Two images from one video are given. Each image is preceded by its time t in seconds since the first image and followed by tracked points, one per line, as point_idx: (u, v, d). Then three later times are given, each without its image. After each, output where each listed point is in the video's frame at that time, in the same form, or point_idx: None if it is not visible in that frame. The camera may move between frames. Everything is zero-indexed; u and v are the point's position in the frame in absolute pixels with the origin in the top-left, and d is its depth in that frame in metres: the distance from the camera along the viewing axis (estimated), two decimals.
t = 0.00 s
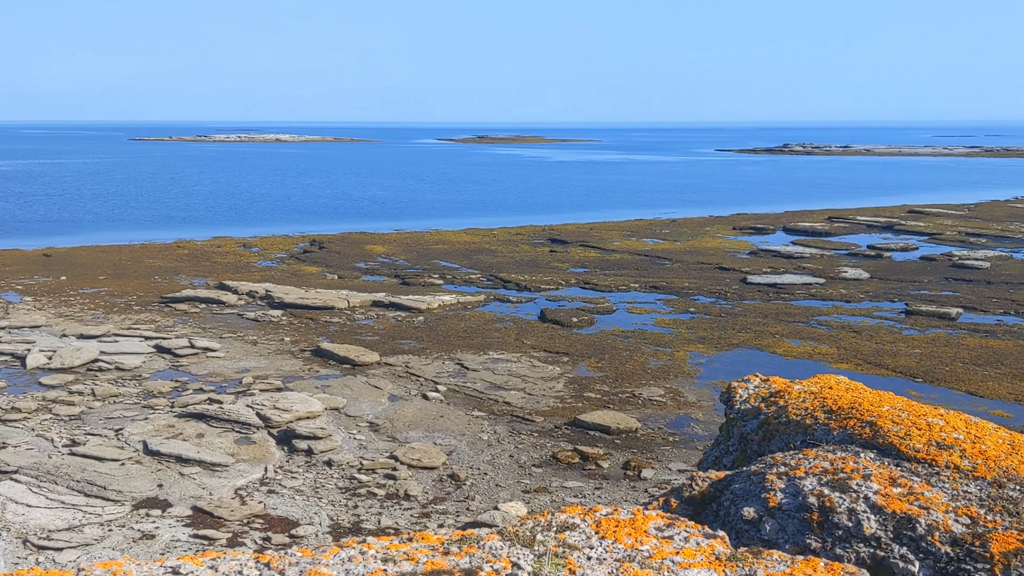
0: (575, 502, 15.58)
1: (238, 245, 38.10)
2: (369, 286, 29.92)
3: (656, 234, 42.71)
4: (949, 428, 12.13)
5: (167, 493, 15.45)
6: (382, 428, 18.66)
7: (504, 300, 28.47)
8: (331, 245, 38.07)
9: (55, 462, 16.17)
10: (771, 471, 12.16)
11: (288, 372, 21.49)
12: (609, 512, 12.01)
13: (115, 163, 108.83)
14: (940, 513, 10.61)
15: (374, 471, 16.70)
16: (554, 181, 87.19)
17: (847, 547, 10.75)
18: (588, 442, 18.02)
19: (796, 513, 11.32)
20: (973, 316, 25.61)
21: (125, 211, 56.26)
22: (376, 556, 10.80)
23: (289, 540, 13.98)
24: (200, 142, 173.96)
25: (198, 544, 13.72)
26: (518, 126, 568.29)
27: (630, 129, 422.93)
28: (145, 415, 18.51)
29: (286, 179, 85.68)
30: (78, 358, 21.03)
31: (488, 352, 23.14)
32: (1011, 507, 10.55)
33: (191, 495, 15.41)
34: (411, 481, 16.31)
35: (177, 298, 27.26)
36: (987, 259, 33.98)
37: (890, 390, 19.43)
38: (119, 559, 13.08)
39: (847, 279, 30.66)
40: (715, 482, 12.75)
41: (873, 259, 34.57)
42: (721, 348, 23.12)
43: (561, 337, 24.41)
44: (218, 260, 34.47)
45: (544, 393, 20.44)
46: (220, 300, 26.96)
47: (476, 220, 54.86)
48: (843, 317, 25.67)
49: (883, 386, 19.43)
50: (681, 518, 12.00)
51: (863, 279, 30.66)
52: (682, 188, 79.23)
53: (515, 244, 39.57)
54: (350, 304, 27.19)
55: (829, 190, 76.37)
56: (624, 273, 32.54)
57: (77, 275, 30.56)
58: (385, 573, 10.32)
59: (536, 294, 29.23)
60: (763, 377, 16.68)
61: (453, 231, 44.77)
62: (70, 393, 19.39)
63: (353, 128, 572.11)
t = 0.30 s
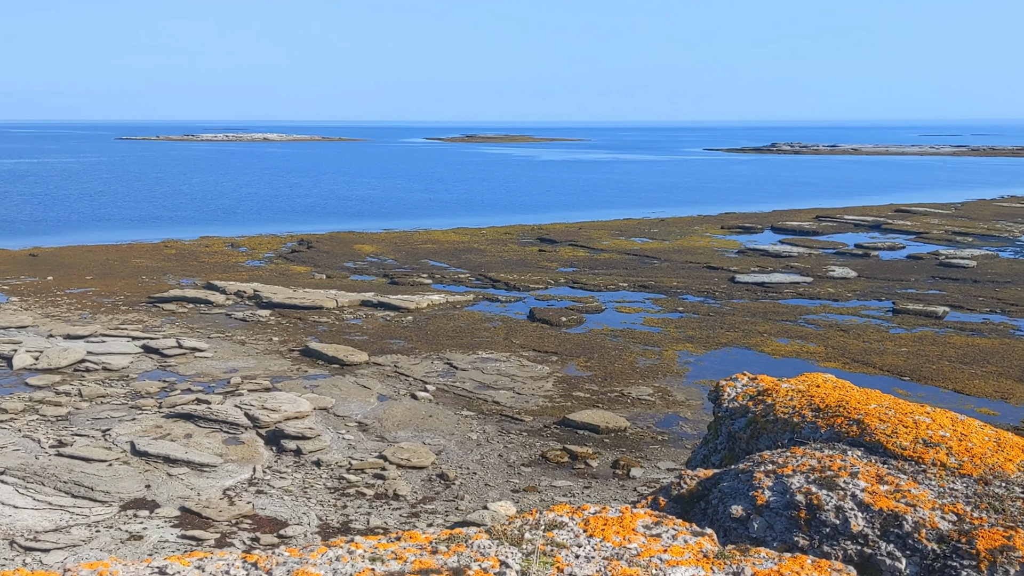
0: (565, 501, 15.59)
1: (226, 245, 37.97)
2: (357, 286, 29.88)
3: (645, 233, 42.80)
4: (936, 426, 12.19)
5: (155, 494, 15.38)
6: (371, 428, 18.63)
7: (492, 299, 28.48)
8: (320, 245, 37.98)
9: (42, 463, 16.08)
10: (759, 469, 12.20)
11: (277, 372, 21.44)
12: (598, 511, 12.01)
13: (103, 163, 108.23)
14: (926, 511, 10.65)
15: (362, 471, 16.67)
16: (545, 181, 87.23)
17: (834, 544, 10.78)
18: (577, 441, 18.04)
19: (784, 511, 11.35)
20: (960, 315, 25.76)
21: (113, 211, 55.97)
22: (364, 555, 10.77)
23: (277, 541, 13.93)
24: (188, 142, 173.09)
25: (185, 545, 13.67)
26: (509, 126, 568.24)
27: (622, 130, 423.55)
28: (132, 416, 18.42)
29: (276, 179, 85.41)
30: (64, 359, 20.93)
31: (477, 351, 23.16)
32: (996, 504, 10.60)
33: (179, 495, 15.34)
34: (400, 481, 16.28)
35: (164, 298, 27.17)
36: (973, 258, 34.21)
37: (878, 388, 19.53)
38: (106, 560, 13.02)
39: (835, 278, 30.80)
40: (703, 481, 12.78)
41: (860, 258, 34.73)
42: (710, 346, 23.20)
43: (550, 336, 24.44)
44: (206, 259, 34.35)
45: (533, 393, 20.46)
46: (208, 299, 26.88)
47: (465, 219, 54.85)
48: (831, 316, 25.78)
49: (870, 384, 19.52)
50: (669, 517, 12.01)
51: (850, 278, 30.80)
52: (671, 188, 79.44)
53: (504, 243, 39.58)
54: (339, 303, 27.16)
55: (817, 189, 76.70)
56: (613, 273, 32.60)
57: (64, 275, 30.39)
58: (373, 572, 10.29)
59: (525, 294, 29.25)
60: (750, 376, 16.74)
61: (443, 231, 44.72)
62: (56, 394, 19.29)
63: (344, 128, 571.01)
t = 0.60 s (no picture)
0: (554, 500, 15.60)
1: (215, 245, 37.84)
2: (346, 285, 29.81)
3: (635, 233, 42.86)
4: (923, 424, 12.23)
5: (143, 495, 15.32)
6: (360, 428, 18.60)
7: (482, 299, 28.47)
8: (309, 245, 37.88)
9: (29, 464, 15.99)
10: (747, 468, 12.22)
11: (266, 372, 21.39)
12: (586, 510, 12.01)
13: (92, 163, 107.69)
14: (914, 509, 10.70)
15: (352, 471, 16.64)
16: (535, 180, 87.26)
17: (822, 542, 10.82)
18: (567, 440, 18.04)
19: (772, 509, 11.37)
20: (948, 314, 25.89)
21: (100, 211, 55.70)
22: (352, 556, 10.73)
23: (266, 541, 13.89)
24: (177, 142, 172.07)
25: (174, 546, 13.63)
26: (501, 126, 568.25)
27: (613, 129, 424.10)
28: (120, 416, 18.34)
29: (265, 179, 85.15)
30: (51, 359, 20.83)
31: (467, 351, 23.15)
32: (983, 501, 10.66)
33: (167, 496, 15.29)
34: (390, 481, 16.26)
35: (153, 298, 27.07)
36: (960, 257, 34.40)
37: (866, 387, 19.61)
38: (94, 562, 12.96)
39: (823, 277, 30.91)
40: (692, 480, 12.79)
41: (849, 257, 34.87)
42: (699, 345, 23.25)
43: (539, 336, 24.44)
44: (194, 259, 34.24)
45: (522, 392, 20.46)
46: (196, 299, 26.79)
47: (455, 219, 54.83)
48: (819, 315, 25.86)
49: (858, 383, 19.61)
50: (658, 516, 12.01)
51: (839, 277, 30.92)
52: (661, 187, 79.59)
53: (494, 243, 39.58)
54: (328, 303, 27.11)
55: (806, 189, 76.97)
56: (602, 272, 32.63)
57: (51, 276, 30.23)
58: (361, 572, 10.26)
59: (515, 293, 29.25)
60: (739, 375, 16.79)
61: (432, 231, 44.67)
62: (44, 395, 19.19)
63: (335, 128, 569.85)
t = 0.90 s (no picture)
0: (542, 499, 15.61)
1: (201, 245, 37.68)
2: (334, 285, 29.74)
3: (623, 232, 42.96)
4: (908, 422, 12.29)
5: (129, 495, 15.26)
6: (348, 428, 18.58)
7: (470, 298, 28.45)
8: (295, 245, 37.77)
9: (14, 465, 15.89)
10: (734, 466, 12.25)
11: (252, 372, 21.33)
12: (573, 509, 12.02)
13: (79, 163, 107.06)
14: (898, 506, 10.76)
15: (339, 471, 16.62)
16: (524, 180, 87.30)
17: (808, 541, 10.86)
18: (555, 440, 18.05)
19: (758, 507, 11.40)
20: (933, 312, 26.04)
21: (86, 210, 55.39)
22: (338, 556, 10.69)
23: (253, 542, 13.85)
24: (163, 142, 171.11)
25: (161, 547, 13.58)
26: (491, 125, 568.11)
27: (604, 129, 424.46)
28: (106, 417, 18.26)
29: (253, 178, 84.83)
30: (37, 360, 20.72)
31: (455, 351, 23.14)
32: (967, 499, 10.72)
33: (154, 497, 15.23)
34: (377, 481, 16.25)
35: (139, 298, 26.96)
36: (946, 256, 34.60)
37: (853, 385, 19.69)
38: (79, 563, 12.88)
39: (810, 276, 31.02)
40: (679, 478, 12.83)
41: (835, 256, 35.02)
42: (686, 345, 23.30)
43: (527, 335, 24.45)
44: (180, 259, 34.09)
45: (510, 392, 20.47)
46: (182, 299, 26.70)
47: (444, 219, 54.80)
48: (806, 313, 25.97)
49: (845, 381, 19.68)
50: (644, 514, 12.03)
51: (826, 276, 31.04)
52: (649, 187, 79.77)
53: (481, 242, 39.55)
54: (315, 303, 27.05)
55: (794, 188, 77.29)
56: (590, 271, 32.67)
57: (36, 276, 30.06)
58: (347, 572, 10.21)
59: (502, 293, 29.25)
60: (726, 373, 16.85)
61: (420, 230, 44.60)
62: (28, 395, 19.09)
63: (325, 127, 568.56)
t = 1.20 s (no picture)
0: (530, 499, 15.62)
1: (186, 245, 37.49)
2: (321, 286, 29.65)
3: (610, 232, 43.04)
4: (893, 421, 12.36)
5: (115, 497, 15.17)
6: (335, 428, 18.53)
7: (457, 299, 28.43)
8: (282, 245, 37.63)
9: None
10: (720, 465, 12.28)
11: (239, 373, 21.24)
12: (560, 509, 12.02)
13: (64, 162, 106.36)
14: (883, 505, 10.81)
15: (326, 472, 16.57)
16: (512, 180, 87.29)
17: (794, 539, 10.89)
18: (543, 440, 18.05)
19: (745, 506, 11.43)
20: (919, 312, 26.19)
21: (70, 210, 55.00)
22: (324, 556, 10.64)
23: (239, 543, 13.79)
24: (148, 142, 170.08)
25: (146, 548, 13.50)
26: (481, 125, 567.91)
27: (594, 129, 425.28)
28: (91, 418, 18.15)
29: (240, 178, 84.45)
30: (21, 361, 20.56)
31: (442, 351, 23.12)
32: (951, 497, 10.78)
33: (139, 499, 15.14)
34: (364, 482, 16.21)
35: (124, 299, 26.80)
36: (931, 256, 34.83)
37: (839, 385, 19.81)
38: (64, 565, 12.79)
39: (796, 276, 31.15)
40: (665, 478, 12.85)
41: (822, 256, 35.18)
42: (673, 344, 23.36)
43: (515, 335, 24.45)
44: (166, 260, 33.92)
45: (498, 392, 20.47)
46: (168, 300, 26.57)
47: (431, 219, 54.75)
48: (792, 313, 26.09)
49: (831, 381, 19.77)
50: (631, 514, 12.04)
51: (812, 276, 31.18)
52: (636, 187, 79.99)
53: (469, 242, 39.52)
54: (301, 303, 26.97)
55: (781, 188, 77.68)
56: (577, 271, 32.70)
57: (19, 277, 29.83)
58: (332, 573, 10.16)
59: (490, 293, 29.24)
60: (713, 373, 16.90)
61: (407, 230, 44.53)
62: (12, 397, 18.94)
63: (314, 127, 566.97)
